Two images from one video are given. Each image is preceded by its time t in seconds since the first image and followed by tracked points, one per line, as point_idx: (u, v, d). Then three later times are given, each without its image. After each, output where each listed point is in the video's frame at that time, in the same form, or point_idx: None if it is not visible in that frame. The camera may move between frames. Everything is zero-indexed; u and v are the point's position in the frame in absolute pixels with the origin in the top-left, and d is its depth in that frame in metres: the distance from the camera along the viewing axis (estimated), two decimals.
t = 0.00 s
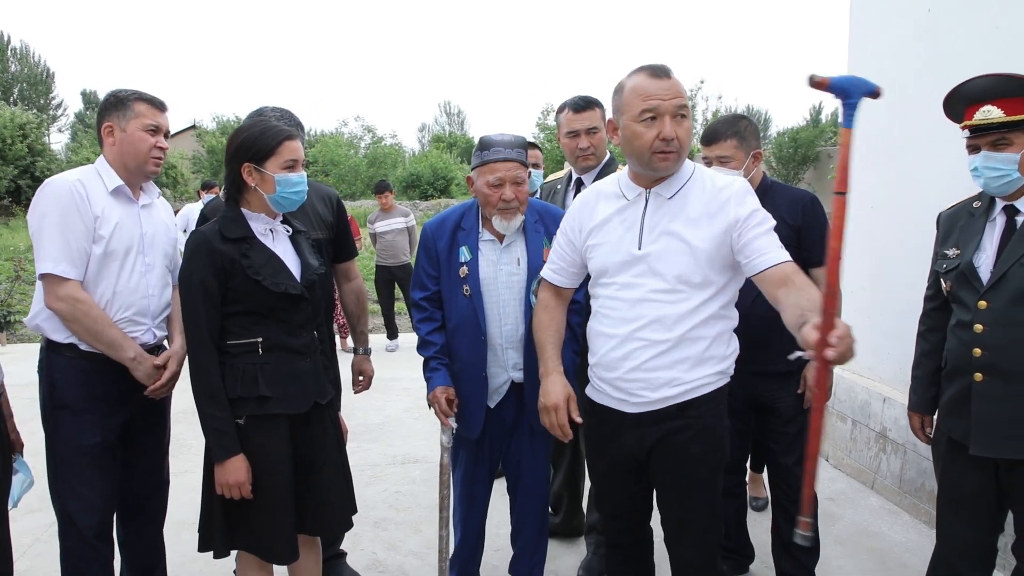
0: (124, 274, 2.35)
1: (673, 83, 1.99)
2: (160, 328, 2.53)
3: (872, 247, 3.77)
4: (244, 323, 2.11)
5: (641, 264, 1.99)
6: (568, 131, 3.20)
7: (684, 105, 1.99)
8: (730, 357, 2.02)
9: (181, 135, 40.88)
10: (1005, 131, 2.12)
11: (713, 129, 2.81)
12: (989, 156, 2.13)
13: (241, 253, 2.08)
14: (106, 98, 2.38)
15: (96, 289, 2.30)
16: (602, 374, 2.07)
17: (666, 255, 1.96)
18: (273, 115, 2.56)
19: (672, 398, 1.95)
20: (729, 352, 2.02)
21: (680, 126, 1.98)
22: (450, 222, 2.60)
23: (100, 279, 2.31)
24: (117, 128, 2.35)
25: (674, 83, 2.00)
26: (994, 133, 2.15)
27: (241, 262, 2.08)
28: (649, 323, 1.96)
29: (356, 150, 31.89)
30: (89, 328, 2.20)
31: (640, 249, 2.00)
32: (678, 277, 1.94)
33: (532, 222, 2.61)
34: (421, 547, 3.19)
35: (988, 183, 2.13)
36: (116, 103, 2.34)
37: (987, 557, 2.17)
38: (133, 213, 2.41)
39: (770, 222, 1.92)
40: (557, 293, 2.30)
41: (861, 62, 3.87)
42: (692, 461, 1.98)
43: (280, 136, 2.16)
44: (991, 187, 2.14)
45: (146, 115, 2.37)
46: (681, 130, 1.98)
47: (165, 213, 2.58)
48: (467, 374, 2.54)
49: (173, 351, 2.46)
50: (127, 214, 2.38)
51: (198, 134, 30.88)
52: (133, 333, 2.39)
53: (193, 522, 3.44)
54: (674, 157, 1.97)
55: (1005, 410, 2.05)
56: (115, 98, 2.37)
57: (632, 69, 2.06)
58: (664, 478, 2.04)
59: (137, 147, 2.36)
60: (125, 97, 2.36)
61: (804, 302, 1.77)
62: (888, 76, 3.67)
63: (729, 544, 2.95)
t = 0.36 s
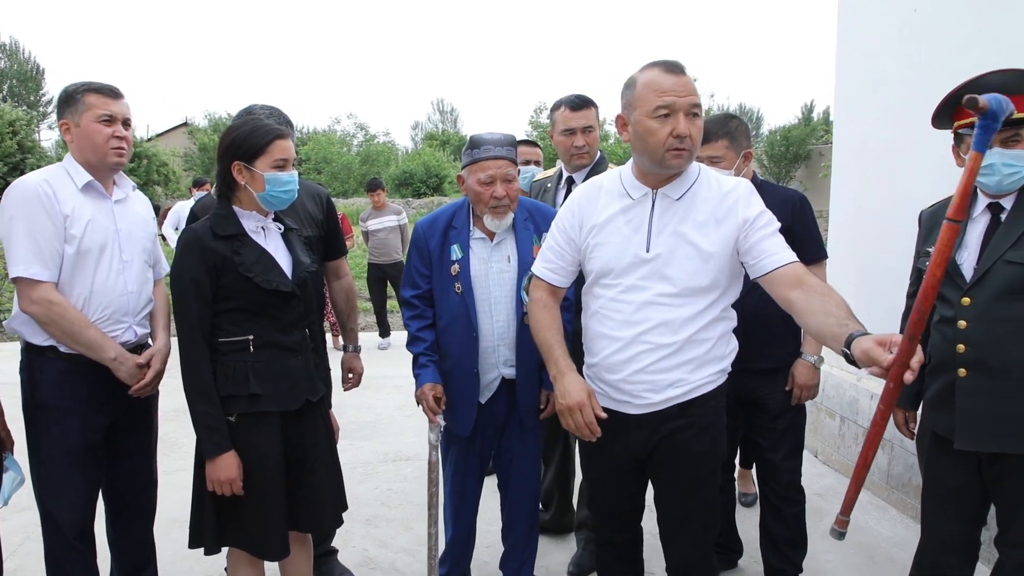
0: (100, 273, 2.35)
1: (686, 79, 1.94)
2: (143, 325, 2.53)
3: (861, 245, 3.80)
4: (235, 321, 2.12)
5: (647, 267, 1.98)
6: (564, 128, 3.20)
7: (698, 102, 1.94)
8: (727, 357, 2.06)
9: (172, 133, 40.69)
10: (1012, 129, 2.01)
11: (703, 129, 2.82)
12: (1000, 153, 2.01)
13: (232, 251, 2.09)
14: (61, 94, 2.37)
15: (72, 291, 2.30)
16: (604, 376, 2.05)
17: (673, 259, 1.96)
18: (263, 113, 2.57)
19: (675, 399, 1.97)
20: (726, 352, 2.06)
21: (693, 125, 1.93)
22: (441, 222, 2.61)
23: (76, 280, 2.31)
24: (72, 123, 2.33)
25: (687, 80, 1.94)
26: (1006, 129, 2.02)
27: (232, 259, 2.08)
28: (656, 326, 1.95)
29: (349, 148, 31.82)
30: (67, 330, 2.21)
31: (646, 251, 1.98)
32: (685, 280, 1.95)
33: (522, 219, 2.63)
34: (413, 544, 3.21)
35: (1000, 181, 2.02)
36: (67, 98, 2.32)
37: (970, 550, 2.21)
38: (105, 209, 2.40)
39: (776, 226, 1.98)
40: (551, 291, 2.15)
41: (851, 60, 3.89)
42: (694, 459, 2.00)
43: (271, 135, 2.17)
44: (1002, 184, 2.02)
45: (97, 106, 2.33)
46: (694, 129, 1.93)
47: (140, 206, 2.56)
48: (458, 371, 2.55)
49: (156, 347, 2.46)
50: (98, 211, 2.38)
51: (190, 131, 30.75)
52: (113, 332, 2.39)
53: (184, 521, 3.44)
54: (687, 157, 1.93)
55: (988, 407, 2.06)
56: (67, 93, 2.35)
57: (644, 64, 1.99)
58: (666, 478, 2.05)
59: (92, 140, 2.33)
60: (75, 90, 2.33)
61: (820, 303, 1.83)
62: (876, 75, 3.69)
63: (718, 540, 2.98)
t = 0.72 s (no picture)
0: (56, 284, 2.35)
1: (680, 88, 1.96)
2: (109, 331, 2.53)
3: (829, 245, 3.88)
4: (212, 327, 2.13)
5: (633, 276, 2.02)
6: (539, 133, 3.25)
7: (691, 112, 1.96)
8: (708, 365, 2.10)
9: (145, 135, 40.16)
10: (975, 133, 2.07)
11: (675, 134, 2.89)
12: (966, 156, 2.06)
13: (209, 258, 2.10)
14: None
15: (30, 308, 2.30)
16: (588, 380, 2.08)
17: (660, 269, 2.00)
18: (236, 119, 2.59)
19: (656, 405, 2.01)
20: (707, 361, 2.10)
21: (685, 135, 1.95)
22: (415, 225, 2.64)
23: (31, 295, 2.30)
24: (3, 132, 2.31)
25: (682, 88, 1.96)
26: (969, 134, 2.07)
27: (209, 266, 2.09)
28: (640, 335, 1.99)
29: (326, 149, 31.63)
30: (26, 348, 2.21)
31: (632, 260, 2.02)
32: (671, 292, 1.99)
33: (495, 222, 2.66)
34: (392, 547, 3.23)
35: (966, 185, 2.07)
36: None
37: (934, 541, 2.28)
38: (52, 219, 2.38)
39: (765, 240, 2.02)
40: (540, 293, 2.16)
41: (819, 64, 3.97)
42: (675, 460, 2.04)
43: (248, 143, 2.18)
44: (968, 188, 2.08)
45: (25, 111, 2.29)
46: (685, 138, 1.95)
47: (92, 209, 2.53)
48: (434, 373, 2.57)
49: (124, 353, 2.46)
50: (45, 222, 2.36)
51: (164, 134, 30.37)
52: (78, 343, 2.40)
53: (161, 527, 3.43)
54: (677, 167, 1.95)
55: (951, 403, 2.11)
56: None
57: (640, 71, 2.02)
58: (648, 479, 2.08)
59: (23, 147, 2.29)
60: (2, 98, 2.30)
61: (807, 319, 1.86)
62: (843, 79, 3.78)
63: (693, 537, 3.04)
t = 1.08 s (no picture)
0: (18, 295, 2.34)
1: (618, 101, 1.99)
2: (74, 340, 2.53)
3: (792, 249, 3.99)
4: (185, 334, 2.15)
5: (597, 284, 2.07)
6: (508, 140, 3.30)
7: (605, 124, 1.98)
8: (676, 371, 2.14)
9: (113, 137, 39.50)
10: (919, 144, 2.18)
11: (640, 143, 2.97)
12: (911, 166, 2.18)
13: (181, 266, 2.12)
14: None
15: None
16: (555, 381, 2.16)
17: (623, 279, 2.04)
18: (208, 126, 2.61)
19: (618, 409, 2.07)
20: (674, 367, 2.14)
21: (600, 149, 1.98)
22: (378, 231, 2.68)
23: None
24: None
25: (621, 101, 1.99)
26: (914, 144, 2.18)
27: (182, 274, 2.11)
28: (602, 342, 2.05)
29: (299, 151, 31.38)
30: None
31: (596, 268, 2.07)
32: (633, 299, 2.04)
33: (457, 229, 2.71)
34: (366, 549, 3.26)
35: (912, 193, 2.19)
36: None
37: (889, 536, 2.37)
38: (10, 229, 2.37)
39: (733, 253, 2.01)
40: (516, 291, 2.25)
41: (781, 72, 4.08)
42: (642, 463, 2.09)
43: (221, 153, 2.20)
44: (913, 197, 2.20)
45: None
46: (600, 153, 1.99)
47: (48, 217, 2.52)
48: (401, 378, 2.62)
49: (91, 361, 2.47)
50: (3, 233, 2.34)
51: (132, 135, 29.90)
52: (43, 353, 2.40)
53: (133, 534, 3.42)
54: (598, 181, 2.01)
55: (903, 403, 2.21)
56: None
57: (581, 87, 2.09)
58: (615, 481, 2.14)
59: None
60: None
61: (776, 335, 1.86)
62: (803, 87, 3.89)
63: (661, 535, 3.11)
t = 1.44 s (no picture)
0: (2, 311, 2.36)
1: (527, 127, 2.10)
2: (56, 356, 2.55)
3: (766, 256, 4.07)
4: (166, 348, 2.18)
5: (556, 295, 2.12)
6: (483, 153, 3.36)
7: (517, 155, 2.11)
8: (646, 383, 2.09)
9: (93, 147, 39.18)
10: (877, 154, 2.26)
11: (613, 154, 3.04)
12: (870, 176, 2.26)
13: (163, 281, 2.16)
14: None
15: None
16: (530, 388, 2.24)
17: (578, 289, 2.06)
18: (189, 142, 2.65)
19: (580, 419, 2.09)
20: (643, 380, 2.08)
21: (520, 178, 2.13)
22: (352, 245, 2.74)
23: None
24: None
25: (529, 126, 2.09)
26: (872, 155, 2.26)
27: (164, 289, 2.15)
28: (561, 351, 2.09)
29: (281, 160, 31.29)
30: None
31: (556, 280, 2.12)
32: (587, 310, 2.05)
33: (429, 240, 2.75)
34: (350, 558, 3.29)
35: (871, 202, 2.28)
36: None
37: (861, 534, 2.44)
38: None
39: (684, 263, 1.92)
40: (512, 305, 2.47)
41: (752, 84, 4.17)
42: (610, 472, 2.08)
43: (201, 170, 2.24)
44: (872, 204, 2.29)
45: None
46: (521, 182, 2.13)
47: (30, 234, 2.54)
48: (377, 389, 2.68)
49: (73, 377, 2.49)
50: None
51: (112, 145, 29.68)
52: (26, 368, 2.41)
53: (117, 546, 3.43)
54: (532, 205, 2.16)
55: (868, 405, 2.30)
56: None
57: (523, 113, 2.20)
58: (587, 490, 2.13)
59: None
60: None
61: (747, 333, 1.80)
62: (772, 97, 3.97)
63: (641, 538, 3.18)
